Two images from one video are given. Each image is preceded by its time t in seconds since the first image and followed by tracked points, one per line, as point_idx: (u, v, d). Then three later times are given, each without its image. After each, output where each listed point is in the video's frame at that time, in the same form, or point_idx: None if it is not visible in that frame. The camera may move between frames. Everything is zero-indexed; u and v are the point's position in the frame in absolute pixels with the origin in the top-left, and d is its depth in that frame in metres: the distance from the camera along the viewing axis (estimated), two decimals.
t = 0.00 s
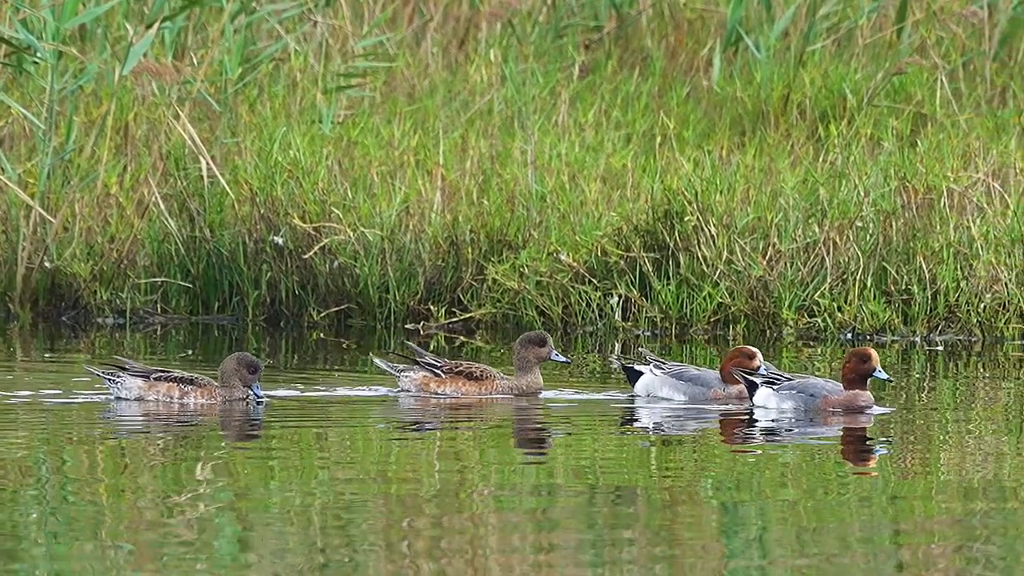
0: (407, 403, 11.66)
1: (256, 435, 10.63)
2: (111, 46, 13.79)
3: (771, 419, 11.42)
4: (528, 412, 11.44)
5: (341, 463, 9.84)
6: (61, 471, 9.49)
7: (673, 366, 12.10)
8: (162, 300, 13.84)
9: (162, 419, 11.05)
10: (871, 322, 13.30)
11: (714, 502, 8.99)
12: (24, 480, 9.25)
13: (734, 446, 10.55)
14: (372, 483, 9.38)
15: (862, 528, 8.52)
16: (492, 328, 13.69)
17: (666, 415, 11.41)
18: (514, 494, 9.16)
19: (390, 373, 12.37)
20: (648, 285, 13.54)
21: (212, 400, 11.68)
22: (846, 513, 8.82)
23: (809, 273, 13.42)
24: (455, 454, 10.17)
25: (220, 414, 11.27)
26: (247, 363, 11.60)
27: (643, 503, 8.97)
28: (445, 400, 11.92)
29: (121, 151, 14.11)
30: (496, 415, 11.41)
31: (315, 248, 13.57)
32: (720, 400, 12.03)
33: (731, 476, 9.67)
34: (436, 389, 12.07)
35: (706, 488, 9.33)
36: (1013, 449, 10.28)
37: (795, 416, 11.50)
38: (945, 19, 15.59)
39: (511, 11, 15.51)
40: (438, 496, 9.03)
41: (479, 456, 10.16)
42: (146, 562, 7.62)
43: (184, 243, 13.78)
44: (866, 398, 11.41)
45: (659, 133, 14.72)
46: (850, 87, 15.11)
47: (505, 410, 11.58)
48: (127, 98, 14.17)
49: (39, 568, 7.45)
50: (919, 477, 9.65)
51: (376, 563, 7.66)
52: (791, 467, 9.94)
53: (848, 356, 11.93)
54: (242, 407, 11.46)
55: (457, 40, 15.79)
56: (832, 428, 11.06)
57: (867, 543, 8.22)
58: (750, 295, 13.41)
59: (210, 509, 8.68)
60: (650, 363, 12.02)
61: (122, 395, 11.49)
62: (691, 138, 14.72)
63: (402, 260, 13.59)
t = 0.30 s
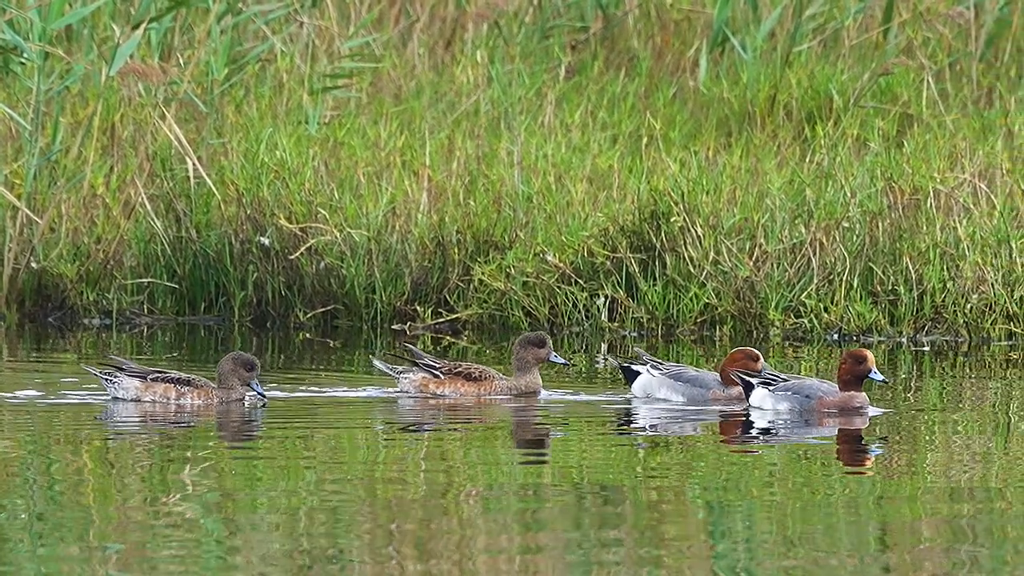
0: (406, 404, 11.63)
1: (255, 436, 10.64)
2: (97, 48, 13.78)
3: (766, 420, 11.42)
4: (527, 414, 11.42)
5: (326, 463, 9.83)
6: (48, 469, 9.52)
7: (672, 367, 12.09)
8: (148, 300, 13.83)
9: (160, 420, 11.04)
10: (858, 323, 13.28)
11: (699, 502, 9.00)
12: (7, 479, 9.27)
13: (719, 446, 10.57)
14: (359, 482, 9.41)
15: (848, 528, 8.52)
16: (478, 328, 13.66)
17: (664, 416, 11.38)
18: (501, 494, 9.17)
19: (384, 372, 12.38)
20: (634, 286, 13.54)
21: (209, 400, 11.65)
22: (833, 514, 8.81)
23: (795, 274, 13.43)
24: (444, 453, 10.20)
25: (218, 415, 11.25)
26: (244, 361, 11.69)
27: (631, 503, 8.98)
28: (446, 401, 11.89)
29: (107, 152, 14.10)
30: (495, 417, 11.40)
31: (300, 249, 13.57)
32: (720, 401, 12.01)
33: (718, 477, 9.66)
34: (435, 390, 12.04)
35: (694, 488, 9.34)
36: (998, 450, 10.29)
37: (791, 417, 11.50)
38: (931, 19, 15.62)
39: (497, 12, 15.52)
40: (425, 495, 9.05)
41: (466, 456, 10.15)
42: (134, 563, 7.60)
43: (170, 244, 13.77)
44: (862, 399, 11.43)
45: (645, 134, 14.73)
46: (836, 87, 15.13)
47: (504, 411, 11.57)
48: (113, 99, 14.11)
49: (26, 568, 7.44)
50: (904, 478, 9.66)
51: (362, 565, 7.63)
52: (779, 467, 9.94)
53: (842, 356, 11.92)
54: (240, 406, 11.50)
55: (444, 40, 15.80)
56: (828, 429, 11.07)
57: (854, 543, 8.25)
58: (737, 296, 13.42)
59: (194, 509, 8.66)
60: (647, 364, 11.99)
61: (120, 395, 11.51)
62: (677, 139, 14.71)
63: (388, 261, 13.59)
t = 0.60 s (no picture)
0: (408, 405, 11.56)
1: (256, 435, 10.58)
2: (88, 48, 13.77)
3: (764, 419, 11.38)
4: (528, 414, 11.35)
5: (316, 461, 9.78)
6: (38, 468, 9.47)
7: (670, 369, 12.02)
8: (138, 301, 13.87)
9: (160, 421, 10.96)
10: (848, 323, 13.27)
11: (689, 499, 8.97)
12: None
13: (709, 446, 10.49)
14: (349, 479, 9.37)
15: (838, 526, 8.45)
16: (468, 329, 13.67)
17: (664, 417, 11.32)
18: (492, 492, 9.11)
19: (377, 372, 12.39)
20: (625, 286, 13.57)
21: (208, 402, 11.57)
22: (823, 511, 8.78)
23: (785, 273, 13.44)
24: (438, 453, 10.09)
25: (218, 416, 11.21)
26: (243, 360, 11.66)
27: (622, 499, 8.95)
28: (448, 401, 11.81)
29: (97, 153, 14.05)
30: (497, 418, 11.33)
31: (291, 249, 13.56)
32: (722, 402, 11.92)
33: (712, 477, 9.57)
34: (436, 391, 11.96)
35: (688, 487, 9.27)
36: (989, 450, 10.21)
37: (789, 417, 11.45)
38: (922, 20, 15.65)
39: (487, 12, 15.53)
40: (415, 493, 8.97)
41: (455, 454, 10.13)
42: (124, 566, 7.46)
43: (160, 244, 13.78)
44: (860, 399, 11.40)
45: (635, 134, 14.73)
46: (826, 88, 15.16)
47: (506, 412, 11.50)
48: (104, 100, 14.03)
49: (14, 565, 7.40)
50: (895, 476, 9.64)
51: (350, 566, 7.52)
52: (771, 467, 9.87)
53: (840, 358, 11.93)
54: (241, 407, 11.44)
55: (433, 41, 15.82)
56: (827, 429, 11.02)
57: (844, 538, 8.23)
58: (727, 296, 13.42)
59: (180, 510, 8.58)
60: (646, 364, 11.95)
61: (119, 396, 11.40)
62: (668, 139, 14.72)
63: (379, 261, 13.60)
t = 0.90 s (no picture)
0: (406, 404, 11.54)
1: (251, 435, 10.51)
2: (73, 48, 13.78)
3: (757, 419, 11.32)
4: (525, 413, 11.33)
5: (301, 460, 9.78)
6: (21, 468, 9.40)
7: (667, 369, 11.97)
8: (123, 300, 13.83)
9: (155, 420, 10.94)
10: (833, 323, 13.27)
11: (675, 497, 8.96)
12: None
13: (694, 444, 10.48)
14: (335, 475, 9.34)
15: (822, 525, 8.42)
16: (454, 328, 13.67)
17: (659, 415, 11.30)
18: (477, 491, 9.09)
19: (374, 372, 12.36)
20: (611, 286, 13.56)
21: (204, 401, 11.55)
22: (807, 509, 8.77)
23: (771, 273, 13.45)
24: (422, 449, 10.09)
25: (214, 415, 11.19)
26: (240, 357, 11.52)
27: (607, 497, 8.93)
28: (444, 400, 11.78)
29: (83, 152, 14.08)
30: (494, 416, 11.30)
31: (276, 248, 13.57)
32: (721, 400, 11.81)
33: (700, 472, 9.59)
34: (434, 390, 11.95)
35: (674, 485, 9.27)
36: (974, 451, 10.18)
37: (783, 417, 11.39)
38: (907, 19, 15.68)
39: (473, 12, 15.56)
40: (401, 492, 8.95)
41: (439, 451, 10.11)
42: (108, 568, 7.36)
43: (146, 244, 13.78)
44: (853, 399, 11.34)
45: (621, 134, 14.75)
46: (812, 87, 15.21)
47: (503, 410, 11.47)
48: (89, 99, 14.09)
49: None
50: (880, 474, 9.63)
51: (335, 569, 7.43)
52: (757, 465, 9.86)
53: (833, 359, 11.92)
54: (236, 406, 11.41)
55: (419, 40, 15.83)
56: (820, 430, 10.96)
57: (830, 536, 8.21)
58: (713, 296, 13.41)
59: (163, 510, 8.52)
60: (640, 365, 11.94)
61: (113, 396, 11.39)
62: (653, 139, 14.75)
63: (364, 260, 13.58)
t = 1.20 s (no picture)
0: (401, 399, 11.51)
1: (245, 431, 10.41)
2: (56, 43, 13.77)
3: (749, 414, 11.26)
4: (519, 408, 11.29)
5: (289, 455, 9.75)
6: None
7: (660, 365, 11.87)
8: (107, 296, 13.85)
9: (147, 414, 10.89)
10: (816, 318, 13.27)
11: (658, 491, 8.93)
12: None
13: (674, 437, 10.47)
14: (319, 472, 9.26)
15: (806, 520, 8.39)
16: (436, 324, 13.65)
17: (653, 413, 11.21)
18: (458, 485, 9.06)
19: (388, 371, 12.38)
20: (593, 282, 13.57)
21: (198, 396, 11.49)
22: (790, 502, 8.75)
23: (753, 269, 13.44)
24: (400, 442, 10.13)
25: (208, 410, 11.12)
26: (233, 352, 11.57)
27: (589, 492, 8.90)
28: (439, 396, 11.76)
29: (66, 148, 14.08)
30: (489, 411, 11.26)
31: (259, 243, 13.56)
32: (716, 396, 11.73)
33: (681, 466, 9.60)
34: (429, 385, 11.93)
35: (657, 480, 9.22)
36: (956, 445, 10.15)
37: (774, 412, 11.36)
38: (890, 15, 15.71)
39: (456, 8, 15.60)
40: (385, 488, 8.88)
41: (422, 446, 10.07)
42: (91, 567, 7.22)
43: (129, 240, 13.77)
44: (845, 395, 11.30)
45: (603, 129, 14.76)
46: (794, 82, 15.27)
47: (498, 405, 11.45)
48: (72, 94, 14.08)
49: None
50: (862, 468, 9.62)
51: (321, 568, 7.29)
52: (737, 458, 9.87)
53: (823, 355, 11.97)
54: (230, 402, 11.35)
55: (402, 36, 15.83)
56: (811, 424, 10.99)
57: (815, 530, 8.18)
58: (695, 291, 13.40)
59: (145, 505, 8.41)
60: (632, 361, 11.82)
61: (106, 392, 11.36)
62: (636, 134, 14.77)
63: (347, 256, 13.59)
